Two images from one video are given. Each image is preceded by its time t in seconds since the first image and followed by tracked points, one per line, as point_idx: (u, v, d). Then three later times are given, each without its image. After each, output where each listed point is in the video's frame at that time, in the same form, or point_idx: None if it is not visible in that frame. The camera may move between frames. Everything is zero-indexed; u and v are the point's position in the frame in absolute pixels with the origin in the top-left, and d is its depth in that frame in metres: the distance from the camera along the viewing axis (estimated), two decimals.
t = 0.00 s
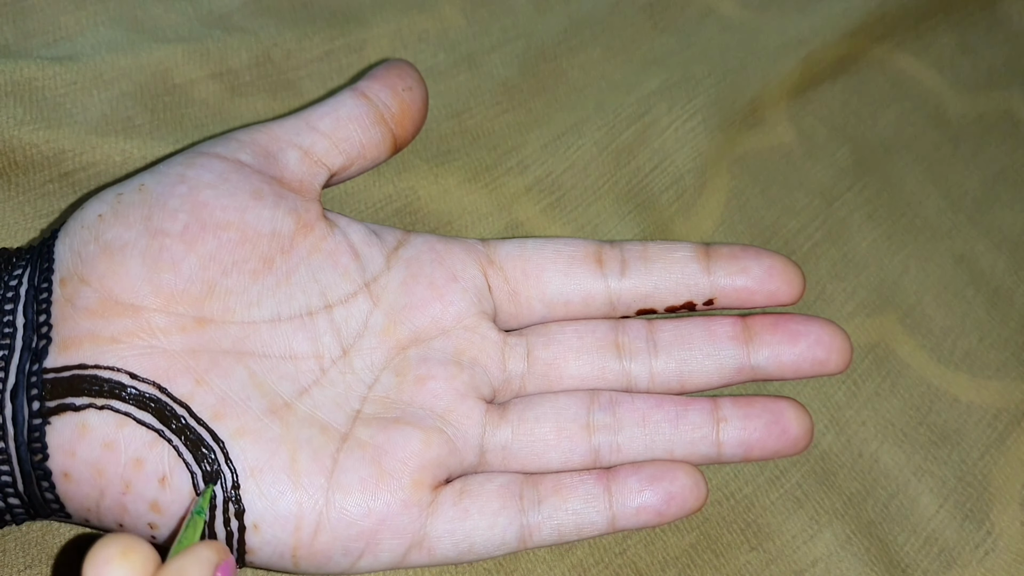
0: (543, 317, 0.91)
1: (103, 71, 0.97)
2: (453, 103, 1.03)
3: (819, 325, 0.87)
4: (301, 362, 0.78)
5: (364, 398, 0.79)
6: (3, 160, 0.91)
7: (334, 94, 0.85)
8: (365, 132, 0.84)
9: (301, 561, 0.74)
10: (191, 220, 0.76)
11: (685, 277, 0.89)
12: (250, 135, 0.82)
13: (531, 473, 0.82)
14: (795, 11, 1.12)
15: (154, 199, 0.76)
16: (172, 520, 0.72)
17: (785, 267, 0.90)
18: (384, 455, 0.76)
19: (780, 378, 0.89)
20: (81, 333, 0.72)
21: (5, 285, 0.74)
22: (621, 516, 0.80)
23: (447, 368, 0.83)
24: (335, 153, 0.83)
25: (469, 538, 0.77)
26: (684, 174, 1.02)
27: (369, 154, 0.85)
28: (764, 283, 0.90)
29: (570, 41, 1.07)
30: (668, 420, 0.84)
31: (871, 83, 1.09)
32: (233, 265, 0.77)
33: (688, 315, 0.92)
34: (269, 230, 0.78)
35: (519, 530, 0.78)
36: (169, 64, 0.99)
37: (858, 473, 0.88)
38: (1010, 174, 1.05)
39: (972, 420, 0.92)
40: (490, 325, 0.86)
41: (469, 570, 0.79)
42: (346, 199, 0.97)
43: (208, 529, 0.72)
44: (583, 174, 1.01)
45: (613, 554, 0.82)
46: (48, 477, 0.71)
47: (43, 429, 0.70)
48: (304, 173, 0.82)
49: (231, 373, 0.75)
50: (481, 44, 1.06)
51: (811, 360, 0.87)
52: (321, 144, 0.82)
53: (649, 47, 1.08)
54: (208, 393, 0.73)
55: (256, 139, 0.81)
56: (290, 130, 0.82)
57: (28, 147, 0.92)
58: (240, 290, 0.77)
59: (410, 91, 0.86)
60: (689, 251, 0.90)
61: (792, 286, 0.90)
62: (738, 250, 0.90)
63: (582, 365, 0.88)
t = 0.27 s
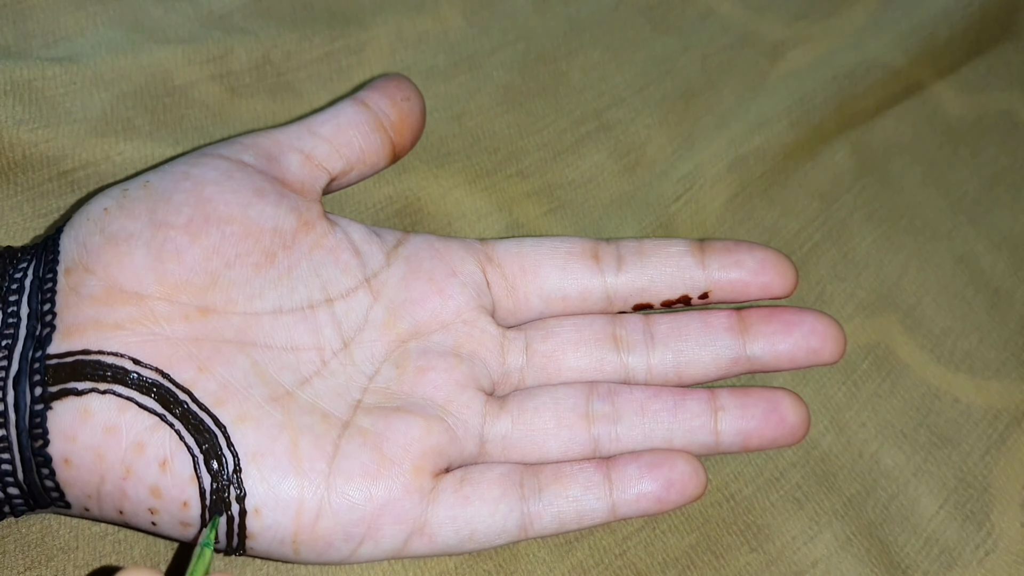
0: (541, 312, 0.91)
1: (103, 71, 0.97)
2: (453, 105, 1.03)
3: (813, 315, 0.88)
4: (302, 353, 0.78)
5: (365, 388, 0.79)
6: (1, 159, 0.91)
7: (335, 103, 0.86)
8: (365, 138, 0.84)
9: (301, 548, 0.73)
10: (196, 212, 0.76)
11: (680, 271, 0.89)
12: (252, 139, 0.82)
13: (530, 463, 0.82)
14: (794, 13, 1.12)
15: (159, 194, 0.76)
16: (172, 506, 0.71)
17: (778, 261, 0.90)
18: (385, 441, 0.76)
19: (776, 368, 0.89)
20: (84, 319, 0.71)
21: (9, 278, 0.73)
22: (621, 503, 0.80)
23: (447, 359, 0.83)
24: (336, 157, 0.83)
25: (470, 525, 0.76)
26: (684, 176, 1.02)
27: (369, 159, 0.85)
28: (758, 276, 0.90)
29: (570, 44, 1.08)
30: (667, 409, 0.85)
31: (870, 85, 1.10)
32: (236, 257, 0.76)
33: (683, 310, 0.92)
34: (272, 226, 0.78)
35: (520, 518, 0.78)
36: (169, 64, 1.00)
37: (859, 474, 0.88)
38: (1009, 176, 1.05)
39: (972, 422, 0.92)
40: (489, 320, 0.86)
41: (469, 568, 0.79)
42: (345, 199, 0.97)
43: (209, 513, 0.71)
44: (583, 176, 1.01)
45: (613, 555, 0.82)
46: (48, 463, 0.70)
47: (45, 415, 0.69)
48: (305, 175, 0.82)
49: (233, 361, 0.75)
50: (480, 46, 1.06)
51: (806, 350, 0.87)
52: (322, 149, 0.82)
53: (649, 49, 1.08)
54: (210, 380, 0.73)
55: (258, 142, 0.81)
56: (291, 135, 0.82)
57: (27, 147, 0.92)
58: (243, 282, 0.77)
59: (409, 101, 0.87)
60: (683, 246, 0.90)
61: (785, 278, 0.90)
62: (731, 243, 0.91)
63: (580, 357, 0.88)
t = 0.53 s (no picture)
0: (539, 311, 0.91)
1: (103, 76, 0.98)
2: (454, 110, 1.03)
3: (806, 304, 0.88)
4: (304, 347, 0.78)
5: (365, 380, 0.79)
6: (2, 164, 0.91)
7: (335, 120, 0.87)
8: (365, 152, 0.85)
9: (303, 534, 0.72)
10: (200, 211, 0.76)
11: (674, 267, 0.90)
12: (256, 151, 0.83)
13: (531, 453, 0.81)
14: (792, 20, 1.13)
15: (164, 195, 0.76)
16: (172, 492, 0.70)
17: (769, 253, 0.90)
18: (386, 426, 0.75)
19: (772, 359, 0.89)
20: (89, 308, 0.71)
21: (13, 275, 0.73)
22: (623, 489, 0.79)
23: (447, 353, 0.83)
24: (337, 169, 0.83)
25: (473, 511, 0.75)
26: (683, 180, 1.02)
27: (369, 173, 0.86)
28: (750, 270, 0.90)
29: (570, 49, 1.08)
30: (666, 396, 0.84)
31: (868, 91, 1.10)
32: (238, 253, 0.76)
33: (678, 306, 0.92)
34: (274, 227, 0.78)
35: (522, 504, 0.77)
36: (170, 70, 1.00)
37: (858, 478, 0.88)
38: (1007, 181, 1.06)
39: (971, 426, 0.92)
40: (488, 317, 0.86)
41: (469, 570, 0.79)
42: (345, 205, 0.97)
43: (209, 499, 0.70)
44: (583, 180, 1.02)
45: (613, 559, 0.81)
46: (48, 452, 0.69)
47: (47, 401, 0.69)
48: (307, 187, 0.82)
49: (235, 351, 0.74)
50: (481, 51, 1.07)
51: (801, 338, 0.87)
52: (323, 161, 0.83)
53: (649, 55, 1.09)
54: (212, 367, 0.73)
55: (261, 154, 0.82)
56: (293, 148, 0.83)
57: (27, 152, 0.92)
58: (245, 277, 0.76)
59: (408, 120, 0.88)
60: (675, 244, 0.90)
61: (778, 270, 0.90)
62: (723, 239, 0.91)
63: (579, 351, 0.88)
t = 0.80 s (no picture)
0: (539, 308, 0.91)
1: (103, 77, 0.98)
2: (454, 110, 1.03)
3: (803, 298, 0.88)
4: (304, 343, 0.78)
5: (365, 376, 0.79)
6: (1, 165, 0.91)
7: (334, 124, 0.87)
8: (364, 155, 0.85)
9: (303, 527, 0.72)
10: (201, 209, 0.76)
11: (671, 263, 0.90)
12: (255, 153, 0.83)
13: (531, 446, 0.81)
14: (792, 20, 1.13)
15: (165, 193, 0.76)
16: (172, 485, 0.70)
17: (765, 249, 0.90)
18: (386, 420, 0.75)
19: (770, 354, 0.89)
20: (89, 303, 0.71)
21: (15, 272, 0.74)
22: (623, 481, 0.79)
23: (447, 348, 0.83)
24: (336, 171, 0.84)
25: (473, 503, 0.75)
26: (683, 181, 1.02)
27: (367, 176, 0.86)
28: (747, 265, 0.90)
29: (570, 50, 1.08)
30: (665, 389, 0.84)
31: (867, 92, 1.10)
32: (239, 251, 0.76)
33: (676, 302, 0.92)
34: (274, 225, 0.78)
35: (523, 498, 0.77)
36: (170, 71, 1.00)
37: (858, 479, 0.88)
38: (1007, 182, 1.06)
39: (971, 426, 0.92)
40: (487, 314, 0.87)
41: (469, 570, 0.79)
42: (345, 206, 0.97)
43: (209, 492, 0.70)
44: (583, 181, 1.02)
45: (613, 559, 0.81)
46: (48, 446, 0.69)
47: (47, 395, 0.69)
48: (306, 188, 0.82)
49: (235, 346, 0.74)
50: (480, 52, 1.07)
51: (798, 332, 0.87)
52: (322, 163, 0.83)
53: (648, 55, 1.09)
54: (212, 361, 0.73)
55: (261, 155, 0.82)
56: (292, 150, 0.83)
57: (26, 153, 0.92)
58: (245, 274, 0.76)
59: (406, 124, 0.88)
60: (672, 242, 0.90)
61: (774, 265, 0.90)
62: (719, 235, 0.91)
63: (578, 347, 0.88)
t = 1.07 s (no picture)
0: (538, 309, 0.91)
1: (103, 77, 0.98)
2: (454, 110, 1.03)
3: (803, 298, 0.88)
4: (304, 343, 0.78)
5: (365, 375, 0.79)
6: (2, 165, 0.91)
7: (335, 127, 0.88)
8: (364, 157, 0.85)
9: (303, 526, 0.72)
10: (202, 209, 0.76)
11: (671, 264, 0.90)
12: (256, 155, 0.83)
13: (531, 446, 0.81)
14: (792, 20, 1.13)
15: (166, 193, 0.77)
16: (172, 484, 0.70)
17: (765, 249, 0.90)
18: (387, 419, 0.75)
19: (769, 354, 0.89)
20: (90, 301, 0.71)
21: (16, 271, 0.74)
22: (623, 481, 0.78)
23: (447, 348, 0.83)
24: (336, 173, 0.84)
25: (473, 502, 0.75)
26: (683, 181, 1.02)
27: (368, 178, 0.86)
28: (747, 266, 0.90)
29: (570, 49, 1.08)
30: (664, 389, 0.84)
31: (868, 92, 1.10)
32: (239, 251, 0.76)
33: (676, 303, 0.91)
34: (275, 226, 0.78)
35: (523, 497, 0.77)
36: (170, 70, 1.00)
37: (858, 479, 0.88)
38: (1007, 182, 1.06)
39: (971, 426, 0.92)
40: (487, 314, 0.86)
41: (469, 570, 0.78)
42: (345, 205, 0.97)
43: (209, 490, 0.70)
44: (583, 181, 1.02)
45: (613, 560, 0.81)
46: (48, 444, 0.69)
47: (48, 393, 0.69)
48: (307, 189, 0.83)
49: (235, 345, 0.74)
50: (481, 52, 1.07)
51: (798, 332, 0.87)
52: (323, 164, 0.83)
53: (649, 55, 1.09)
54: (213, 360, 0.73)
55: (261, 157, 0.82)
56: (293, 152, 0.83)
57: (27, 153, 0.92)
58: (246, 274, 0.76)
59: (406, 127, 0.89)
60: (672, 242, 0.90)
61: (774, 266, 0.90)
62: (719, 236, 0.91)
63: (577, 347, 0.88)
